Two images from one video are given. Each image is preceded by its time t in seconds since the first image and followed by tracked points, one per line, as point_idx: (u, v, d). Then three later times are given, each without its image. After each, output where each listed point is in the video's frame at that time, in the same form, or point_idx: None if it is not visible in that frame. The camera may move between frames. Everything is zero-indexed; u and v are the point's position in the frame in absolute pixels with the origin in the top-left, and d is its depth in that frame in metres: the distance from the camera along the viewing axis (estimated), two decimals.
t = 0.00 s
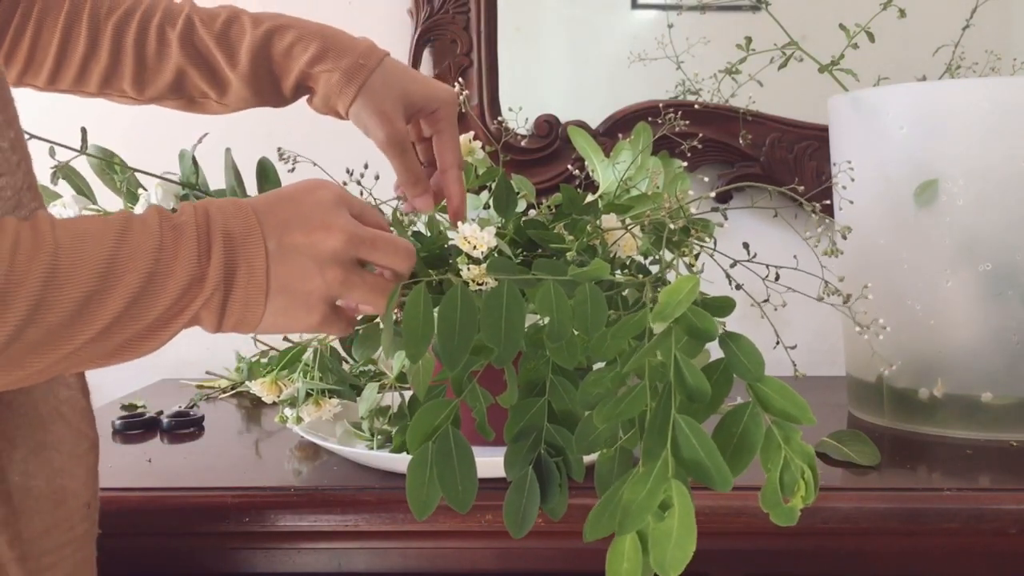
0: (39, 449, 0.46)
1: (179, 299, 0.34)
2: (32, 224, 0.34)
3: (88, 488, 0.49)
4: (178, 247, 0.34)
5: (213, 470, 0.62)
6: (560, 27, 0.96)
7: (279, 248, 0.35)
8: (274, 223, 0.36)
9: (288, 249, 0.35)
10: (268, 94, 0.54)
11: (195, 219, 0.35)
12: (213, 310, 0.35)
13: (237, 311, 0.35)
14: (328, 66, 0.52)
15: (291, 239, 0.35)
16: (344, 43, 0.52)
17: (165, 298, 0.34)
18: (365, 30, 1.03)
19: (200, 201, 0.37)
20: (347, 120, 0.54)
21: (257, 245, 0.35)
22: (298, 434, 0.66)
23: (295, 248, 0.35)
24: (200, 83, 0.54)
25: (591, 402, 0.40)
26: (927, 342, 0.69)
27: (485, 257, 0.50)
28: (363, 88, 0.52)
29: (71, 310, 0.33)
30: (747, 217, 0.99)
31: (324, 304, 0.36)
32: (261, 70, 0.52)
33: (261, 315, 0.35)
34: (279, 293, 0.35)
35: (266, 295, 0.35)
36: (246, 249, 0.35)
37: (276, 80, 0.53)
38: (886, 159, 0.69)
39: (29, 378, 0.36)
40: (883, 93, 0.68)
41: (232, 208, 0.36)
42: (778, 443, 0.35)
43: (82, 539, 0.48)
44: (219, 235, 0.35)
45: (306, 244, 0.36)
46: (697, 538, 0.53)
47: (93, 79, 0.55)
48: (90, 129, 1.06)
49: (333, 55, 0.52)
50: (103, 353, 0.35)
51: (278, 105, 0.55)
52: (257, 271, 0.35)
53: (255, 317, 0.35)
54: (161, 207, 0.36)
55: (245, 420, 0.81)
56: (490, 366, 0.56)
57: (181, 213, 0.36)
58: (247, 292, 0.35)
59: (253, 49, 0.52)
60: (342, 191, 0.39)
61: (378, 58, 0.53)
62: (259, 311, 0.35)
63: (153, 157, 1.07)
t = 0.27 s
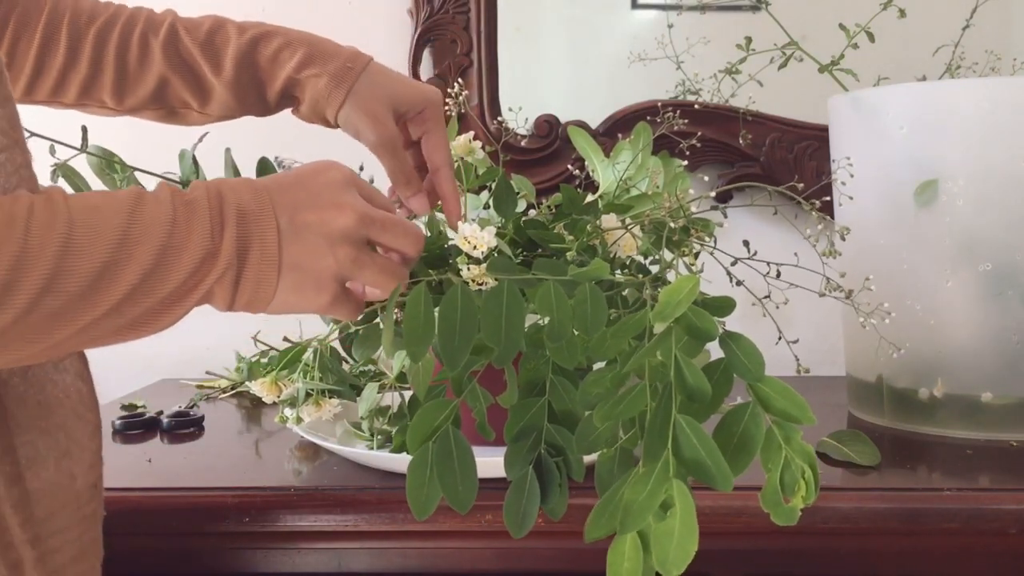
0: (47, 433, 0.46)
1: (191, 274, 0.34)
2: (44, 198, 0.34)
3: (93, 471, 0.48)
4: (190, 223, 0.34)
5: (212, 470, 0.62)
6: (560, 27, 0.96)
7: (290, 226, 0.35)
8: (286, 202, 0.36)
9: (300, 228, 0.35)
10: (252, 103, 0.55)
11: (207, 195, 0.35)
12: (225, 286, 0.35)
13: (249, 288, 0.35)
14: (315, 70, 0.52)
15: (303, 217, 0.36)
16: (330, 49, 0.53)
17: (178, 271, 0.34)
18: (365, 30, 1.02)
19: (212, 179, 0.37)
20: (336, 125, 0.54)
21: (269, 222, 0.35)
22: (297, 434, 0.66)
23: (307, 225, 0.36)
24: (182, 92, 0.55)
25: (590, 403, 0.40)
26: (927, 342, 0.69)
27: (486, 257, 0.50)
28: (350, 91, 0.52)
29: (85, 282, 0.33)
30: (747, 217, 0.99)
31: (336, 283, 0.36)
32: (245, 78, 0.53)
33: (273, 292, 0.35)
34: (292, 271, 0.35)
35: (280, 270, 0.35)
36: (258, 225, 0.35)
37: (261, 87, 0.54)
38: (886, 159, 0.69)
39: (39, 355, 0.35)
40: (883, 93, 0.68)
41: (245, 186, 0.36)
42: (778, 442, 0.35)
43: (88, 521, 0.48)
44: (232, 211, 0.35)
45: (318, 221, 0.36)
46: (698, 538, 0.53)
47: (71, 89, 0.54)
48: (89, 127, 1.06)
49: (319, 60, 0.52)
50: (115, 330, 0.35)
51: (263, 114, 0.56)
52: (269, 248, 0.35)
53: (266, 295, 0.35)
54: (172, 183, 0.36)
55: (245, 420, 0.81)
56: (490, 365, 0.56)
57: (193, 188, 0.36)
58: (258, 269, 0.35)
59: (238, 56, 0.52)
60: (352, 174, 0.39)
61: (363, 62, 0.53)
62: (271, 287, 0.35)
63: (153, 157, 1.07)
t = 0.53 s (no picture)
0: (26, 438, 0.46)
1: (171, 280, 0.34)
2: (27, 198, 0.34)
3: (77, 476, 0.49)
4: (173, 229, 0.34)
5: (212, 469, 0.62)
6: (560, 27, 0.96)
7: (274, 235, 0.35)
8: (270, 211, 0.36)
9: (284, 237, 0.35)
10: (246, 120, 0.54)
11: (190, 202, 0.35)
12: (205, 292, 0.35)
13: (230, 296, 0.35)
14: (309, 89, 0.52)
15: (287, 226, 0.36)
16: (324, 68, 0.52)
17: (158, 278, 0.34)
18: (365, 30, 1.02)
19: (198, 186, 0.37)
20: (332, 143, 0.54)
21: (252, 232, 0.35)
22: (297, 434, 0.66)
23: (290, 235, 0.36)
24: (176, 110, 0.54)
25: (590, 403, 0.40)
26: (926, 342, 0.69)
27: (485, 257, 0.50)
28: (346, 111, 0.52)
29: (63, 284, 0.33)
30: (747, 217, 0.99)
31: (318, 294, 0.36)
32: (238, 95, 0.53)
33: (253, 301, 0.35)
34: (274, 280, 0.35)
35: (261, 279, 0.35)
36: (241, 234, 0.35)
37: (256, 105, 0.54)
38: (886, 159, 0.69)
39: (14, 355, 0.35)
40: (883, 93, 0.68)
41: (229, 194, 0.36)
42: (776, 443, 0.35)
43: (71, 529, 0.48)
44: (215, 218, 0.35)
45: (301, 231, 0.36)
46: (698, 538, 0.53)
47: (66, 107, 0.54)
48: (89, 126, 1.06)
49: (313, 78, 0.52)
50: (93, 333, 0.35)
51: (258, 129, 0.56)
52: (250, 257, 0.35)
53: (247, 303, 0.35)
54: (157, 188, 0.36)
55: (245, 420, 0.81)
56: (490, 364, 0.56)
57: (178, 194, 0.36)
58: (239, 277, 0.35)
59: (232, 74, 0.52)
60: (339, 185, 0.39)
61: (357, 81, 0.53)
62: (251, 296, 0.35)
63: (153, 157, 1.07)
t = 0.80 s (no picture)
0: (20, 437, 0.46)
1: (168, 280, 0.34)
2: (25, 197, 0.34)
3: (73, 473, 0.49)
4: (170, 229, 0.34)
5: (212, 470, 0.62)
6: (560, 27, 0.96)
7: (272, 236, 0.35)
8: (269, 211, 0.36)
9: (282, 237, 0.35)
10: (254, 98, 0.54)
11: (188, 201, 0.35)
12: (202, 293, 0.35)
13: (227, 297, 0.35)
14: (315, 65, 0.52)
15: (285, 226, 0.35)
16: (328, 42, 0.52)
17: (155, 277, 0.34)
18: (365, 30, 1.02)
19: (196, 186, 0.37)
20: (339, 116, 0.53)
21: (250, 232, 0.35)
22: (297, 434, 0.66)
23: (289, 235, 0.35)
24: (184, 89, 0.54)
25: (591, 403, 0.40)
26: (926, 342, 0.69)
27: (485, 257, 0.50)
28: (352, 84, 0.51)
29: (60, 284, 0.33)
30: (747, 217, 0.99)
31: (316, 294, 0.36)
32: (246, 71, 0.52)
33: (251, 302, 0.35)
34: (272, 281, 0.35)
35: (258, 279, 0.35)
36: (238, 234, 0.35)
37: (262, 82, 0.53)
38: (886, 159, 0.69)
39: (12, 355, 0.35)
40: (883, 93, 0.68)
41: (228, 194, 0.36)
42: (778, 442, 0.35)
43: (69, 524, 0.48)
44: (213, 218, 0.35)
45: (300, 232, 0.36)
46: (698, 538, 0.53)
47: (73, 91, 0.54)
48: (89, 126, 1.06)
49: (318, 53, 0.52)
50: (91, 332, 0.35)
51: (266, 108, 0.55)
52: (248, 258, 0.35)
53: (245, 303, 0.35)
54: (155, 188, 0.36)
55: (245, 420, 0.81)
56: (490, 364, 0.56)
57: (175, 194, 0.36)
58: (236, 278, 0.35)
59: (238, 53, 0.51)
60: (338, 186, 0.39)
61: (363, 54, 0.53)
62: (249, 297, 0.35)
63: (152, 157, 1.06)
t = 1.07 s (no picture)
0: (22, 437, 0.46)
1: (168, 284, 0.34)
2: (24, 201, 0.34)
3: (73, 474, 0.49)
4: (169, 233, 0.34)
5: (212, 470, 0.62)
6: (560, 27, 0.96)
7: (272, 240, 0.35)
8: (269, 215, 0.36)
9: (281, 241, 0.35)
10: (244, 110, 0.54)
11: (187, 205, 0.35)
12: (202, 297, 0.35)
13: (226, 300, 0.35)
14: (304, 79, 0.52)
15: (285, 231, 0.35)
16: (319, 55, 0.52)
17: (155, 281, 0.34)
18: (365, 30, 1.02)
19: (196, 189, 0.37)
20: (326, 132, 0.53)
21: (249, 236, 0.35)
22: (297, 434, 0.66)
23: (289, 240, 0.35)
24: (175, 98, 0.54)
25: (590, 403, 0.40)
26: (926, 343, 0.69)
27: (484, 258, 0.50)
28: (338, 99, 0.51)
29: (59, 288, 0.33)
30: (747, 217, 0.99)
31: (315, 299, 0.36)
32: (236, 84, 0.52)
33: (250, 306, 0.35)
34: (271, 285, 0.35)
35: (259, 283, 0.35)
36: (237, 238, 0.35)
37: (253, 96, 0.53)
38: (886, 159, 0.69)
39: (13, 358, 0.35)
40: (883, 93, 0.68)
41: (228, 198, 0.36)
42: (775, 444, 0.35)
43: (68, 525, 0.48)
44: (213, 222, 0.35)
45: (301, 236, 0.36)
46: (697, 538, 0.53)
47: (65, 94, 0.54)
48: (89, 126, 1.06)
49: (309, 67, 0.52)
50: (90, 336, 0.35)
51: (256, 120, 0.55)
52: (247, 262, 0.35)
53: (244, 307, 0.35)
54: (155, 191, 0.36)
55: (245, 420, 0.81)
56: (489, 364, 0.56)
57: (175, 198, 0.36)
58: (236, 282, 0.35)
59: (229, 64, 0.51)
60: (338, 190, 0.39)
61: (354, 69, 0.53)
62: (248, 301, 0.35)
63: (153, 157, 1.07)
